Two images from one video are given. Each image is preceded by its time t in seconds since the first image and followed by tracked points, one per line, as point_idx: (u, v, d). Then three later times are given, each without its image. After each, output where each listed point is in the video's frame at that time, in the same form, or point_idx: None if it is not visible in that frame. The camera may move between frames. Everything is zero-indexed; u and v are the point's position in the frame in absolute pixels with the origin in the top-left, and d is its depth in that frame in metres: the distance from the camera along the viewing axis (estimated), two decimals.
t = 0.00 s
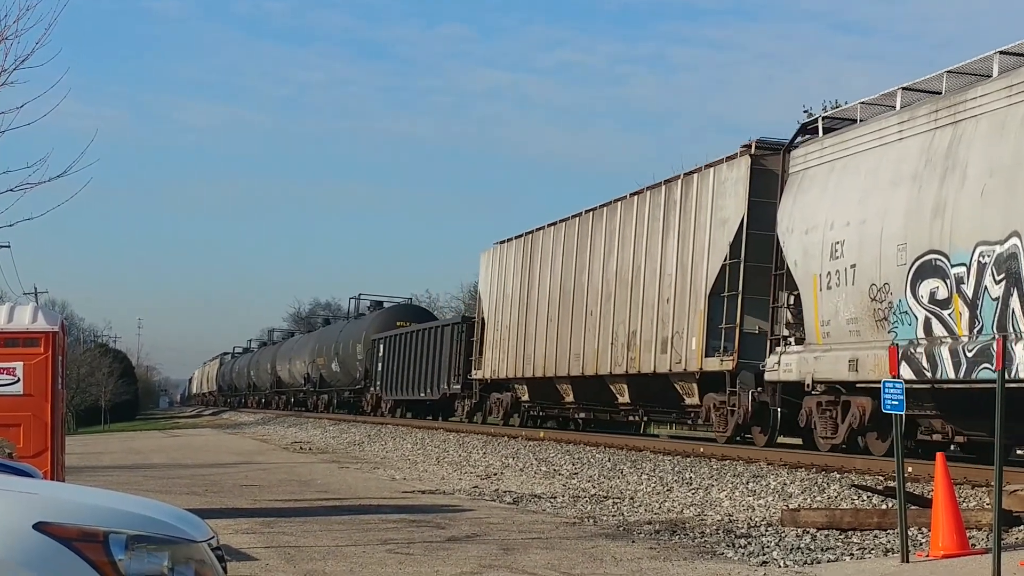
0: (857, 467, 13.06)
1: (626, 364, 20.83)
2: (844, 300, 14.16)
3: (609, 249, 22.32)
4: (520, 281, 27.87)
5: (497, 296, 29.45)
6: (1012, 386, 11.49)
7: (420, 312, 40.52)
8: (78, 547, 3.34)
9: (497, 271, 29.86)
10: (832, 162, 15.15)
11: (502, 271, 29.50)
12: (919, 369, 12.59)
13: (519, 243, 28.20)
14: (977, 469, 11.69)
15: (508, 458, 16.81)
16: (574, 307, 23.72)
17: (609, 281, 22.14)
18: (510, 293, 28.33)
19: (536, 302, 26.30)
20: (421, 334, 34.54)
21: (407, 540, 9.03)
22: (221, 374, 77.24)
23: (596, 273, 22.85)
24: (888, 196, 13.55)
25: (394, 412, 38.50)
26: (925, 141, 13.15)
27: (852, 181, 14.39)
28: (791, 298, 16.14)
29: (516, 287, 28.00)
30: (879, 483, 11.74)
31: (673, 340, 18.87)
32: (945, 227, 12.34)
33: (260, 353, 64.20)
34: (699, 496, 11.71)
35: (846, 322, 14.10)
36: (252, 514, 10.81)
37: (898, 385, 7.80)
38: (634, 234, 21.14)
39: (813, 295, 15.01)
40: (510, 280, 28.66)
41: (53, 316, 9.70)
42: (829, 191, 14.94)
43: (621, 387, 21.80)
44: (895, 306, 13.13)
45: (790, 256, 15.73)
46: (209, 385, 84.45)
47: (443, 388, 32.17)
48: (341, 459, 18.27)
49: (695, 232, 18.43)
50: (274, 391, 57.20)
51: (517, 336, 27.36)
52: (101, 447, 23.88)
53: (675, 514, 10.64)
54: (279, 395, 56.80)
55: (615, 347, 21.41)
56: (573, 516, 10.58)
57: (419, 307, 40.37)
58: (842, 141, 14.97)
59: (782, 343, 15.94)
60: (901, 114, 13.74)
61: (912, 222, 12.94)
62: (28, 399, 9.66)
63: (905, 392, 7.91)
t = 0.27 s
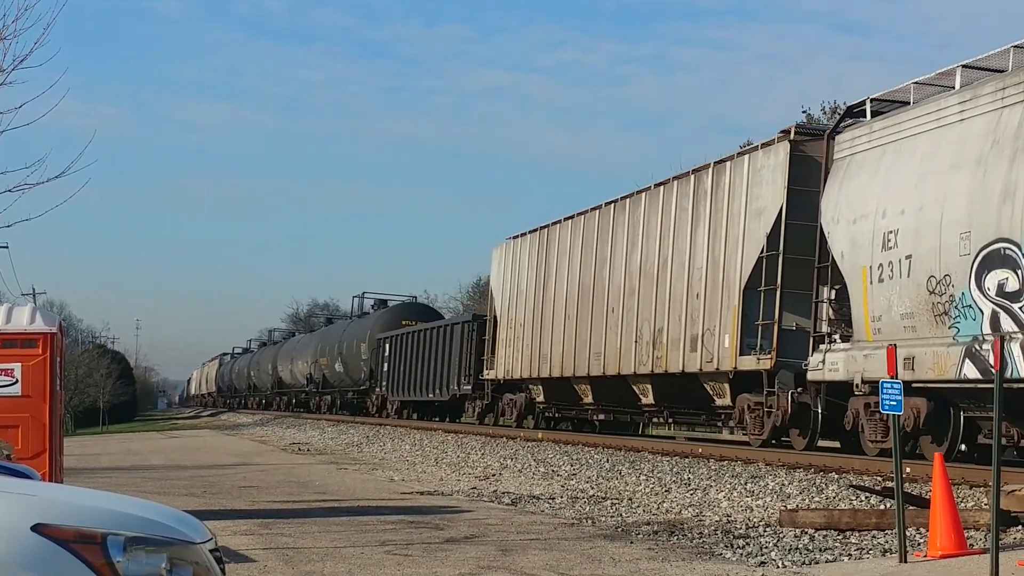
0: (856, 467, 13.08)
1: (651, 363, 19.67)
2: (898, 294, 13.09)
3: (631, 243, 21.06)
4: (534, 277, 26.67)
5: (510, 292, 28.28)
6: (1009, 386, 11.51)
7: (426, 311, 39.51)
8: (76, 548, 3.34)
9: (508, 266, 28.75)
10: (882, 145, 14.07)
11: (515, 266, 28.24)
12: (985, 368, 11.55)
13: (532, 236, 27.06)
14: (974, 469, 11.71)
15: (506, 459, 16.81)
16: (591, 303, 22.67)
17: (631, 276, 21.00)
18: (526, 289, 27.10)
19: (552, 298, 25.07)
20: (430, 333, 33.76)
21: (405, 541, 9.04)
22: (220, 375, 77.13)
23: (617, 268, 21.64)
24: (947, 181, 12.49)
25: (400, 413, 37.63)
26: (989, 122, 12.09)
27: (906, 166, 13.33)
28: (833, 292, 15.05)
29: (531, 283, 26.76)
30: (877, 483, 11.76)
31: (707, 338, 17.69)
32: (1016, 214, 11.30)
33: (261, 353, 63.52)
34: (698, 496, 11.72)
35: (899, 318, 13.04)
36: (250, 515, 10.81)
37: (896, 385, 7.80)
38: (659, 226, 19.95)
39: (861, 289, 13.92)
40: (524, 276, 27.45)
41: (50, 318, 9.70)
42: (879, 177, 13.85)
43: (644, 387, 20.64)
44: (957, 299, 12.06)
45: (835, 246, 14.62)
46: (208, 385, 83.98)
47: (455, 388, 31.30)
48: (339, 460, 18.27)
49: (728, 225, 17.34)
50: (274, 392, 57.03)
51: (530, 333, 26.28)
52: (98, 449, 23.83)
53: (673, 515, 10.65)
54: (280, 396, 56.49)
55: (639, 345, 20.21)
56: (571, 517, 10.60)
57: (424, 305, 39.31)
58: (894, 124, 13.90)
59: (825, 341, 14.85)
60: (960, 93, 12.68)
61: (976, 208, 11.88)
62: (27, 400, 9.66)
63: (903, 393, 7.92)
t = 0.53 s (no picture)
0: (856, 467, 13.08)
1: (682, 361, 18.80)
2: (962, 286, 12.16)
3: (660, 235, 20.20)
4: (554, 271, 25.66)
5: (529, 286, 27.25)
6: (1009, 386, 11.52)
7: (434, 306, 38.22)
8: (77, 547, 3.35)
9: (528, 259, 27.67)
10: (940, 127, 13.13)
11: (535, 258, 27.19)
12: None
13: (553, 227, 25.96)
14: (974, 469, 11.72)
15: (506, 459, 16.81)
16: (613, 298, 21.96)
17: (661, 269, 20.03)
18: (545, 283, 26.09)
19: (575, 292, 24.10)
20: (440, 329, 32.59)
21: (405, 540, 9.05)
22: (222, 374, 77.09)
23: (644, 260, 20.74)
24: (1016, 163, 11.56)
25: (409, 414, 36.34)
26: None
27: (968, 149, 12.39)
28: (882, 284, 14.17)
29: (551, 276, 25.75)
30: (877, 483, 11.76)
31: (745, 334, 16.86)
32: None
33: (264, 350, 63.17)
34: (698, 496, 11.72)
35: (963, 311, 12.13)
36: (251, 513, 10.82)
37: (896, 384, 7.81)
38: (691, 217, 19.06)
39: (920, 281, 12.96)
40: (543, 269, 26.41)
41: (52, 317, 9.70)
42: (938, 160, 12.91)
43: (673, 386, 19.74)
44: None
45: (888, 236, 13.70)
46: (210, 383, 83.65)
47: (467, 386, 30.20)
48: (339, 459, 18.29)
49: (767, 214, 16.49)
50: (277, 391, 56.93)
51: (550, 329, 25.24)
52: (99, 447, 23.83)
53: (673, 514, 10.65)
54: (283, 395, 56.38)
55: (668, 340, 19.34)
56: (571, 516, 10.60)
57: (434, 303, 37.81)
58: (952, 105, 12.96)
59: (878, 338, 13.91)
60: None
61: None
62: (28, 399, 9.66)
63: (903, 392, 7.92)
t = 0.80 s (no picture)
0: (849, 463, 13.10)
1: (708, 355, 17.79)
2: None
3: (683, 222, 19.24)
4: (566, 261, 24.63)
5: (540, 279, 26.18)
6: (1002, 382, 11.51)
7: (436, 300, 37.56)
8: (69, 543, 3.32)
9: (538, 249, 26.67)
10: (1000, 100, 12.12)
11: (546, 249, 26.05)
12: None
13: (565, 217, 24.94)
14: (967, 465, 11.75)
15: (499, 455, 16.80)
16: (630, 289, 20.90)
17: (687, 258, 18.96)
18: (557, 274, 25.02)
19: (590, 283, 23.01)
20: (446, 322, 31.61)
21: (398, 536, 9.03)
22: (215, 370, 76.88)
23: (665, 249, 19.75)
24: None
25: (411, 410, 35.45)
26: None
27: None
28: (931, 273, 13.42)
29: (563, 267, 24.70)
30: (870, 478, 11.77)
31: (779, 326, 15.90)
32: None
33: (259, 346, 62.85)
34: (691, 491, 11.73)
35: None
36: (243, 509, 10.80)
37: (890, 380, 7.81)
38: (718, 202, 18.07)
39: (981, 267, 11.90)
40: (555, 260, 25.31)
41: (43, 312, 9.66)
42: (999, 136, 11.91)
43: (697, 382, 18.75)
44: None
45: (945, 219, 12.68)
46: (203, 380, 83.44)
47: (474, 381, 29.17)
48: (331, 455, 18.28)
49: (805, 198, 15.52)
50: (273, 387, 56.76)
51: (564, 321, 24.21)
52: (91, 444, 23.75)
53: (666, 510, 10.65)
54: (278, 391, 56.21)
55: (692, 333, 18.37)
56: (564, 512, 10.59)
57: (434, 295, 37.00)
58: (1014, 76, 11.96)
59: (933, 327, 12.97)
60: None
61: None
62: (19, 395, 9.62)
63: (896, 388, 7.92)
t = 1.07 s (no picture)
0: (852, 466, 13.10)
1: (748, 358, 16.43)
2: None
3: (719, 217, 17.73)
4: (585, 260, 23.14)
5: (560, 277, 24.46)
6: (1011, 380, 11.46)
7: (448, 299, 36.83)
8: (73, 546, 3.34)
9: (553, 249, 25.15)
10: None
11: (566, 247, 24.34)
12: None
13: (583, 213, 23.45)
14: (971, 468, 11.75)
15: (502, 458, 16.82)
16: (658, 287, 19.48)
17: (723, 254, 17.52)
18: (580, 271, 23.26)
19: (615, 280, 21.27)
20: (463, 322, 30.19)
21: (401, 539, 9.04)
22: (220, 374, 76.85)
23: (700, 246, 18.24)
24: None
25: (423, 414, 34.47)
26: None
27: None
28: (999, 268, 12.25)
29: (586, 264, 22.94)
30: (874, 482, 11.79)
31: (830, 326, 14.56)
32: None
33: (265, 350, 62.62)
34: (693, 495, 11.73)
35: None
36: (247, 513, 10.84)
37: (893, 384, 7.82)
38: (759, 194, 16.64)
39: None
40: (577, 258, 23.63)
41: (47, 316, 9.68)
42: None
43: (734, 384, 17.35)
44: None
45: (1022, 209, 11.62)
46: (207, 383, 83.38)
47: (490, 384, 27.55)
48: (334, 458, 18.30)
49: (857, 187, 14.20)
50: (279, 390, 56.68)
51: (583, 322, 22.67)
52: (94, 447, 23.79)
53: (669, 514, 10.65)
54: (286, 395, 56.09)
55: (731, 333, 17.01)
56: (567, 515, 10.60)
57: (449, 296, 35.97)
58: None
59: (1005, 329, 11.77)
60: None
61: None
62: (23, 398, 9.65)
63: (899, 391, 7.92)
